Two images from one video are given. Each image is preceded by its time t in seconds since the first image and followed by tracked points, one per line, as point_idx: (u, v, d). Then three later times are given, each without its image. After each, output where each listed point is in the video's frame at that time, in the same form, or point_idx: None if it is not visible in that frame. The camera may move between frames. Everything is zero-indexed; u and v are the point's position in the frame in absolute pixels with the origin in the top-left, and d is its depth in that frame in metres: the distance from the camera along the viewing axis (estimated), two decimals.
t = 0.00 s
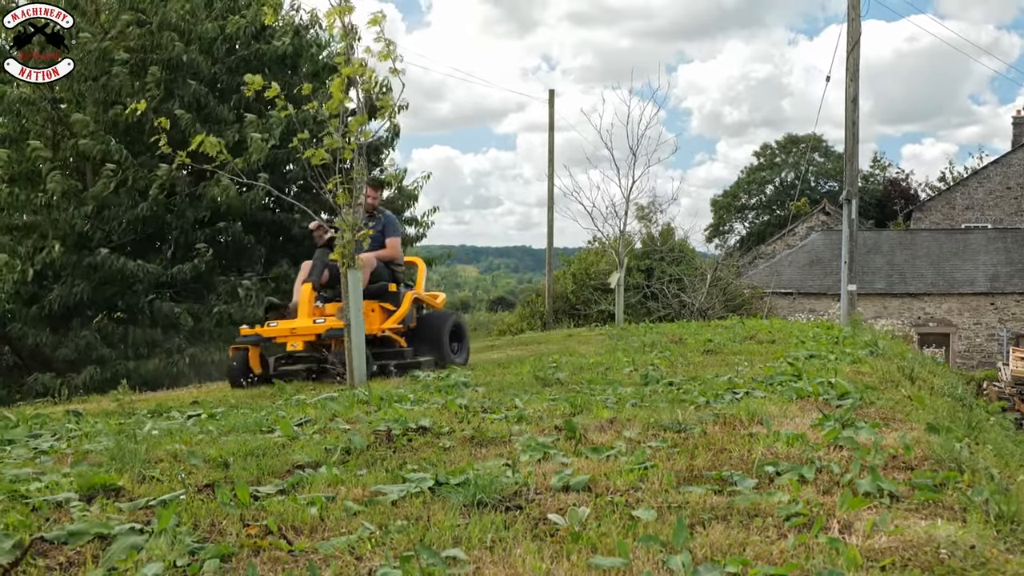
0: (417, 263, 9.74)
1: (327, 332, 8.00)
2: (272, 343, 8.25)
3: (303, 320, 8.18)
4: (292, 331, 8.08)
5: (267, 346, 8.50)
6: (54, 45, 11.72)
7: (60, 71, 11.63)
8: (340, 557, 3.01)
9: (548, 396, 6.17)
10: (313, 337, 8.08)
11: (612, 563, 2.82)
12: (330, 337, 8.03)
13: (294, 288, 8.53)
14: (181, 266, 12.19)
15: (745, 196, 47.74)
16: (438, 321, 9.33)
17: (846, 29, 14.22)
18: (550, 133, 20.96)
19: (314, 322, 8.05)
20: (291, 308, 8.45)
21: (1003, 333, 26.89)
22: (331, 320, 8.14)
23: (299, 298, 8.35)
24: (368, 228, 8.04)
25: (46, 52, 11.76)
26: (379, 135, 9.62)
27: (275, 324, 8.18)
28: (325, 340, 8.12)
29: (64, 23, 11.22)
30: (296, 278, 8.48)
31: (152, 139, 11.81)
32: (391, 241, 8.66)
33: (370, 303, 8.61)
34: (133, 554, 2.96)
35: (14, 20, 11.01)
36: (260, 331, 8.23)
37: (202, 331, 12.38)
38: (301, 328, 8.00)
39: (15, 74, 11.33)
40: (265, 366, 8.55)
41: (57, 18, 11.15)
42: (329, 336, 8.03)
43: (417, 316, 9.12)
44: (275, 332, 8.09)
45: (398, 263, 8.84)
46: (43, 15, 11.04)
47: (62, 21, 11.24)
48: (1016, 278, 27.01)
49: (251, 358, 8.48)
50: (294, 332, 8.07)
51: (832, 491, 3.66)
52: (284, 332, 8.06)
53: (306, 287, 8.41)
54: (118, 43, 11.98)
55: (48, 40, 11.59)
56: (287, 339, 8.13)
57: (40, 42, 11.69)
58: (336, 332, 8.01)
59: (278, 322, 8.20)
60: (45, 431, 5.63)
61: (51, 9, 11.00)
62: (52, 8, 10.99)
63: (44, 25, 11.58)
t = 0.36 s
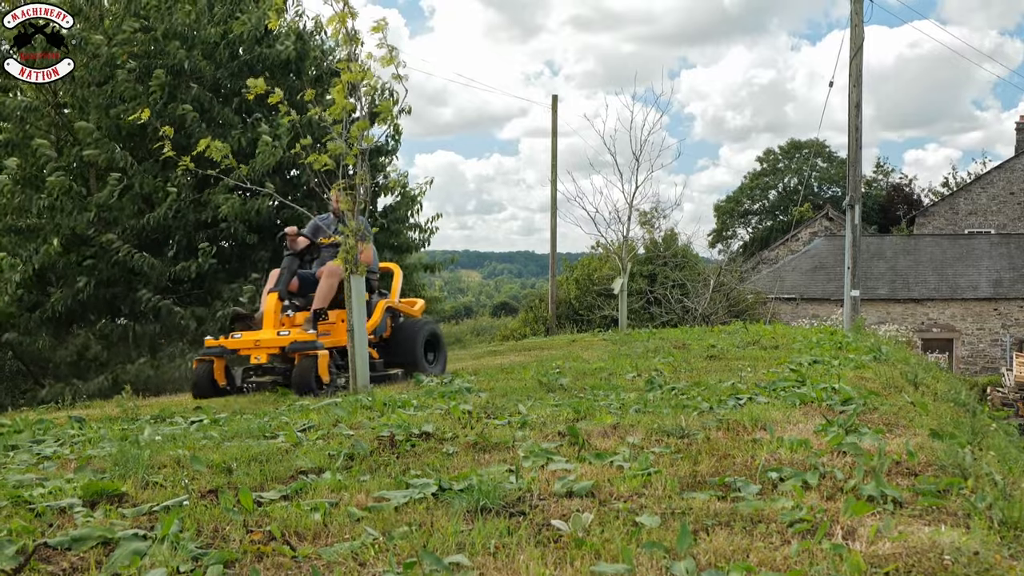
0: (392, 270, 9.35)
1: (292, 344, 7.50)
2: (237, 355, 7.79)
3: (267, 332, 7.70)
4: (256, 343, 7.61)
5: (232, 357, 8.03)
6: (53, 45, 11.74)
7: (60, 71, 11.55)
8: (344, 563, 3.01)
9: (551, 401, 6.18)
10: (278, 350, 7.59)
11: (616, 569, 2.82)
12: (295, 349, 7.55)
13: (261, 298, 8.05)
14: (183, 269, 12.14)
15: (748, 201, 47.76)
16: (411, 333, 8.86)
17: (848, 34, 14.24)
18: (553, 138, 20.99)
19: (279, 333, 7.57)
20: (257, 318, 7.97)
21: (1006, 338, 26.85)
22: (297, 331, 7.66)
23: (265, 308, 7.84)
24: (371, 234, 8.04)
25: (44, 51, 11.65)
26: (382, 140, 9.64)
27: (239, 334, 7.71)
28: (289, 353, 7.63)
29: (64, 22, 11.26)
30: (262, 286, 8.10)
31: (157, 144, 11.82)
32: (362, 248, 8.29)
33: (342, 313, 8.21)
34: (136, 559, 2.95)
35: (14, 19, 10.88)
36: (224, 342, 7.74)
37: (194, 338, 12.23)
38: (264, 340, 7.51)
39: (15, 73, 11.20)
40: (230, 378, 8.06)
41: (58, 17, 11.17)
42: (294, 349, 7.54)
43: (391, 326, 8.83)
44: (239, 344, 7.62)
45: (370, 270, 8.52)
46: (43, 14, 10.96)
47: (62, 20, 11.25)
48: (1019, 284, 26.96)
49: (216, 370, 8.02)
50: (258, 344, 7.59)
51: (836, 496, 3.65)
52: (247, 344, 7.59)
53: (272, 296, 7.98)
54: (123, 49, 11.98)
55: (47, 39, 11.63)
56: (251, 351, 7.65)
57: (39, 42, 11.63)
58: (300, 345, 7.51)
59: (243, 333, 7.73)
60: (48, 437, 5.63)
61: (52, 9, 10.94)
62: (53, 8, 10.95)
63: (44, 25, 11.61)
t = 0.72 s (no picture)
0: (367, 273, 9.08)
1: (262, 347, 7.18)
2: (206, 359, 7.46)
3: (237, 334, 7.38)
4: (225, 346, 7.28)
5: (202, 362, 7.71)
6: (53, 46, 11.72)
7: (59, 71, 11.40)
8: (349, 564, 3.01)
9: (555, 403, 6.18)
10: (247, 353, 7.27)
11: (621, 571, 2.82)
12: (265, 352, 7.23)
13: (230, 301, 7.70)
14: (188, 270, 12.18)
15: (753, 203, 47.75)
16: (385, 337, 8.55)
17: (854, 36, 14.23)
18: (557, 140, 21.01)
19: (249, 335, 7.25)
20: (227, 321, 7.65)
21: (1011, 340, 26.80)
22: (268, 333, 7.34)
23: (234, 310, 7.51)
24: (374, 236, 8.06)
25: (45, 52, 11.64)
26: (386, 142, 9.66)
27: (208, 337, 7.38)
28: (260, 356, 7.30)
29: (65, 21, 11.12)
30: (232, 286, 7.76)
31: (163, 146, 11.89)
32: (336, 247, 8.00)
33: (315, 315, 7.96)
34: (141, 560, 2.96)
35: (13, 19, 10.51)
36: (192, 346, 7.41)
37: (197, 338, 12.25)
38: (232, 342, 7.19)
39: (15, 73, 10.97)
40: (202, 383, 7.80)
41: (58, 17, 11.01)
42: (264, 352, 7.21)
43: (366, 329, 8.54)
44: (207, 347, 7.29)
45: (342, 271, 8.29)
46: (42, 14, 10.65)
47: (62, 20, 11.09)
48: None
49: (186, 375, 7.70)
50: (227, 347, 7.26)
51: (841, 498, 3.65)
52: (216, 347, 7.26)
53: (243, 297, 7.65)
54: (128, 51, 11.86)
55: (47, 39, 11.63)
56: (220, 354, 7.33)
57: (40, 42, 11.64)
58: (271, 347, 7.19)
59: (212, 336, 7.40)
60: (52, 438, 5.63)
61: (52, 10, 10.64)
62: (52, 8, 10.70)
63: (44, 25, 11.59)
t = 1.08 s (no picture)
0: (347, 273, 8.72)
1: (246, 348, 6.91)
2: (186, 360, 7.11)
3: (219, 335, 7.02)
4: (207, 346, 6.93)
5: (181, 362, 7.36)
6: (55, 46, 12.01)
7: (59, 71, 11.37)
8: (356, 562, 3.02)
9: (561, 401, 6.18)
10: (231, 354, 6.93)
11: (627, 569, 2.81)
12: (249, 353, 6.89)
13: (210, 299, 7.39)
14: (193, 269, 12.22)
15: (758, 201, 47.68)
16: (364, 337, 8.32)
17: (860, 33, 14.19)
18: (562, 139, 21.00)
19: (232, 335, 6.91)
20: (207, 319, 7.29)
21: (1017, 339, 26.72)
22: (252, 333, 7.00)
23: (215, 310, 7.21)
24: (381, 234, 8.07)
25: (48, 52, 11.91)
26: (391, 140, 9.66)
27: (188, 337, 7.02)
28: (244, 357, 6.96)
29: (64, 21, 11.33)
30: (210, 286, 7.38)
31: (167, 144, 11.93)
32: (313, 245, 7.62)
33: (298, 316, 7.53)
34: (147, 558, 2.96)
35: (14, 19, 10.63)
36: (171, 347, 7.10)
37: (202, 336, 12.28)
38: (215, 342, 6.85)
39: (15, 73, 11.10)
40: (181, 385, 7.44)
41: (58, 17, 11.21)
42: (248, 353, 6.88)
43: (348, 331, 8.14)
44: (187, 347, 6.94)
45: (325, 270, 7.80)
46: (43, 14, 10.90)
47: (62, 19, 11.32)
48: None
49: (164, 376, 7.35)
50: (209, 347, 6.92)
51: (848, 496, 3.64)
52: (196, 348, 6.91)
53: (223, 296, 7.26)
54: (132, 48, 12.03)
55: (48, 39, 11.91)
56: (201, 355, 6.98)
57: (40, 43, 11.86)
58: (255, 348, 6.86)
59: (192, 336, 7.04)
60: (58, 437, 5.63)
61: (51, 9, 10.93)
62: (52, 7, 10.95)
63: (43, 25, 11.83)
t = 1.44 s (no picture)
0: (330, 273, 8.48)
1: (238, 348, 6.65)
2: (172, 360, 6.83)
3: (208, 335, 6.77)
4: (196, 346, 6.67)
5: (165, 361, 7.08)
6: (54, 46, 12.21)
7: (59, 71, 11.54)
8: (361, 561, 3.02)
9: (567, 400, 6.17)
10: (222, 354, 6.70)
11: (632, 568, 2.81)
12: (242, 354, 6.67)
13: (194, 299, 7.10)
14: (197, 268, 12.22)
15: (763, 200, 47.62)
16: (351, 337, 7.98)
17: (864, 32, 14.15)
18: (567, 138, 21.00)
19: (223, 335, 6.67)
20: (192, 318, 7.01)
21: None
22: (244, 333, 6.77)
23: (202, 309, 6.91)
24: (386, 233, 8.07)
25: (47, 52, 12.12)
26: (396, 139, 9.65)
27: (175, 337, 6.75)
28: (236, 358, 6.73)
29: (64, 21, 11.33)
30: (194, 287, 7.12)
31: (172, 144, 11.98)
32: (298, 244, 7.45)
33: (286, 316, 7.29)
34: (154, 558, 2.97)
35: (14, 19, 10.76)
36: (157, 347, 6.79)
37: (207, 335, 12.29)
38: (206, 342, 6.61)
39: (15, 73, 11.20)
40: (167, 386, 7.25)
41: (58, 17, 11.25)
42: (242, 353, 6.66)
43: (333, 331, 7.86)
44: (175, 347, 6.68)
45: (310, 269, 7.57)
46: (43, 15, 10.89)
47: (61, 19, 11.37)
48: None
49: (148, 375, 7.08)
50: (198, 348, 6.67)
51: (854, 495, 3.63)
52: (185, 348, 6.65)
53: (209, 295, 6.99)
54: (135, 47, 12.16)
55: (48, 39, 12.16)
56: (190, 355, 6.72)
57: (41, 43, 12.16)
58: (250, 348, 6.64)
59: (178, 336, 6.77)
60: (63, 437, 5.63)
61: (52, 9, 10.92)
62: (53, 7, 10.97)
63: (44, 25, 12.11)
